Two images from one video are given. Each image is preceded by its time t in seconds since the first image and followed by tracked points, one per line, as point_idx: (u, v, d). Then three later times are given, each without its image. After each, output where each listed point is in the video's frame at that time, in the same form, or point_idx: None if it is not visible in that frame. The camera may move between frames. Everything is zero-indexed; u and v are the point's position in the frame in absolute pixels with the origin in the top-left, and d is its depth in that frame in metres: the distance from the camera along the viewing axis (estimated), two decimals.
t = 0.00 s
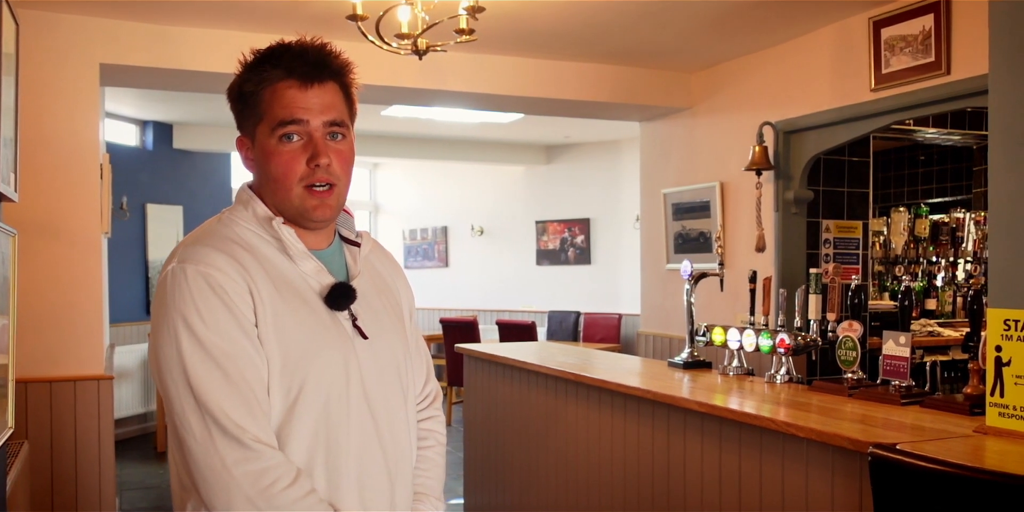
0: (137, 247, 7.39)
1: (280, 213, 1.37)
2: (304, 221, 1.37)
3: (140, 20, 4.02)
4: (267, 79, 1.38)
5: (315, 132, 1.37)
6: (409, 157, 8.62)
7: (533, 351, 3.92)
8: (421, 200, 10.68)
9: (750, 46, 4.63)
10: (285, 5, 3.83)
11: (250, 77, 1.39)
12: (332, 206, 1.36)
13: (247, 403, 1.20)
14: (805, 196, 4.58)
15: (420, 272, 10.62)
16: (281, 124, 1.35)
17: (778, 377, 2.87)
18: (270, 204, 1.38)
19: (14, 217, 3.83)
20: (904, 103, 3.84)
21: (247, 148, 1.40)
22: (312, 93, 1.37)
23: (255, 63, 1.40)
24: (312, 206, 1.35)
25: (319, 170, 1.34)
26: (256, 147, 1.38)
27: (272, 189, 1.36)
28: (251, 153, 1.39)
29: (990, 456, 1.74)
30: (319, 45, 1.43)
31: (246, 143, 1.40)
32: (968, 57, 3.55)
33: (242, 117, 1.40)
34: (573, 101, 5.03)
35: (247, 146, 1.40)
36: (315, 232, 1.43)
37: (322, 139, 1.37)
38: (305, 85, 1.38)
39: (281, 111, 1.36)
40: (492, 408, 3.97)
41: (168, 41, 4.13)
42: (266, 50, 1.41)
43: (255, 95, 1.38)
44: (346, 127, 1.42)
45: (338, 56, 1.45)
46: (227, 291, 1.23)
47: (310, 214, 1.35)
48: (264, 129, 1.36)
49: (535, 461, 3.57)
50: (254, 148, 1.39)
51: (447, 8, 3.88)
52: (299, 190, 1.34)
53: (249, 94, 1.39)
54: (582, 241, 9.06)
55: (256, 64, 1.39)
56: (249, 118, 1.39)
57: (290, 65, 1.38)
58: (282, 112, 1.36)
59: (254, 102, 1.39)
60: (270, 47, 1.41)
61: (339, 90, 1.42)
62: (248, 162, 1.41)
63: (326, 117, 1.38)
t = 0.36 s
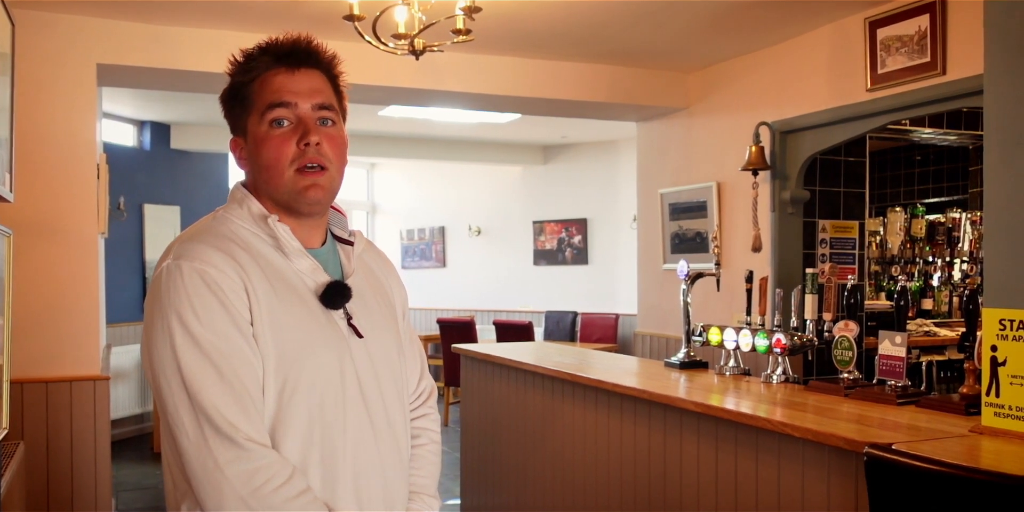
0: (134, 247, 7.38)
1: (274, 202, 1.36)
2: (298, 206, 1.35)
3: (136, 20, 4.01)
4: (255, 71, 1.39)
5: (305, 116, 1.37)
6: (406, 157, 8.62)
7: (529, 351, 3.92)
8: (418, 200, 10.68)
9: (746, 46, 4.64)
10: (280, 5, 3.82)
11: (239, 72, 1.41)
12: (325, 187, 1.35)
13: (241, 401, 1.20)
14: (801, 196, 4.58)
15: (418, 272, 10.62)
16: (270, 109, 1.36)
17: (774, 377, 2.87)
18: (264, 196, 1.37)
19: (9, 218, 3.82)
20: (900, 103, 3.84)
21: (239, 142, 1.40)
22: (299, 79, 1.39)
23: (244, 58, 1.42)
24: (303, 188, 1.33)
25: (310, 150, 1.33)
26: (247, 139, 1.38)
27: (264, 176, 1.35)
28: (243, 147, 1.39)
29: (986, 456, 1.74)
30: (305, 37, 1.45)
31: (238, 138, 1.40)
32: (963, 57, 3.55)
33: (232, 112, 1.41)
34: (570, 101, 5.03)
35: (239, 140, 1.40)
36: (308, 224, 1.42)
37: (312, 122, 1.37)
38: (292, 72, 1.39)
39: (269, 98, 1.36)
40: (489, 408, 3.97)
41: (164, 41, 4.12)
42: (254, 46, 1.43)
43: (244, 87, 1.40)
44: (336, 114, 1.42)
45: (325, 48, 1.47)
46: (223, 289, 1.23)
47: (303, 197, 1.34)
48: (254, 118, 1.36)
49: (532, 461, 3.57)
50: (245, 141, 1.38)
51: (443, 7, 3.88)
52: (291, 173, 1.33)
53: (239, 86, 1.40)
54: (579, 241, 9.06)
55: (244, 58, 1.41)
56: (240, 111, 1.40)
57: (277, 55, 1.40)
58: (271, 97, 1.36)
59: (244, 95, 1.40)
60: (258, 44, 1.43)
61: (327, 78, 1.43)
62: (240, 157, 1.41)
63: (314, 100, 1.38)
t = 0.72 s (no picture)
0: (130, 247, 7.37)
1: (275, 202, 1.36)
2: (301, 206, 1.35)
3: (131, 20, 4.00)
4: (254, 70, 1.38)
5: (307, 116, 1.37)
6: (403, 157, 8.62)
7: (525, 351, 3.92)
8: (415, 200, 10.67)
9: (742, 47, 4.64)
10: (276, 5, 3.81)
11: (236, 71, 1.40)
12: (329, 186, 1.35)
13: (248, 395, 1.19)
14: (797, 196, 4.59)
15: (414, 272, 10.61)
16: (273, 107, 1.35)
17: (770, 377, 2.87)
18: (264, 195, 1.36)
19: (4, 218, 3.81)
20: (896, 103, 3.85)
21: (237, 142, 1.39)
22: (300, 79, 1.39)
23: (241, 58, 1.40)
24: (309, 187, 1.34)
25: (314, 149, 1.34)
26: (246, 139, 1.37)
27: (266, 176, 1.34)
28: (241, 148, 1.38)
29: (981, 457, 1.74)
30: (302, 38, 1.45)
31: (235, 138, 1.39)
32: (959, 58, 3.56)
33: (230, 111, 1.39)
34: (566, 102, 5.03)
35: (237, 140, 1.39)
36: (306, 222, 1.41)
37: (314, 122, 1.37)
38: (293, 72, 1.39)
39: (271, 97, 1.36)
40: (485, 409, 3.97)
41: (159, 41, 4.11)
42: (251, 45, 1.42)
43: (243, 86, 1.38)
44: (334, 114, 1.42)
45: (320, 50, 1.47)
46: (227, 283, 1.22)
47: (308, 197, 1.34)
48: (254, 118, 1.36)
49: (528, 461, 3.57)
50: (244, 141, 1.37)
51: (439, 8, 3.88)
52: (295, 172, 1.33)
53: (237, 86, 1.39)
54: (576, 241, 9.06)
55: (242, 58, 1.40)
56: (238, 112, 1.38)
57: (276, 55, 1.39)
58: (273, 96, 1.36)
59: (242, 95, 1.39)
60: (254, 43, 1.42)
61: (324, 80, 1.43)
62: (237, 158, 1.39)
63: (316, 101, 1.38)
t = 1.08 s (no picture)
0: (126, 246, 7.35)
1: (270, 208, 1.35)
2: (297, 215, 1.35)
3: (127, 19, 3.99)
4: (260, 76, 1.37)
5: (311, 128, 1.36)
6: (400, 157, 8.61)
7: (522, 352, 3.92)
8: (412, 200, 10.67)
9: (739, 47, 4.64)
10: (273, 5, 3.81)
11: (241, 74, 1.38)
12: (326, 199, 1.36)
13: (255, 397, 1.19)
14: (793, 196, 4.59)
15: (411, 272, 10.60)
16: (277, 117, 1.34)
17: (766, 377, 2.87)
18: (260, 200, 1.36)
19: None
20: (892, 104, 3.85)
21: (236, 144, 1.38)
22: (307, 90, 1.37)
23: (248, 60, 1.38)
24: (307, 199, 1.34)
25: (315, 163, 1.34)
26: (245, 143, 1.36)
27: (265, 184, 1.34)
28: (240, 150, 1.37)
29: (977, 456, 1.74)
30: (310, 44, 1.43)
31: (234, 139, 1.38)
32: (955, 58, 3.57)
33: (230, 112, 1.38)
34: (563, 102, 5.03)
35: (236, 143, 1.38)
36: (302, 224, 1.41)
37: (317, 134, 1.36)
38: (300, 81, 1.37)
39: (276, 106, 1.34)
40: (482, 409, 3.97)
41: (155, 40, 4.10)
42: (259, 47, 1.40)
43: (247, 90, 1.37)
44: (336, 124, 1.42)
45: (327, 57, 1.45)
46: (230, 285, 1.22)
47: (305, 208, 1.34)
48: (256, 125, 1.35)
49: (525, 461, 3.56)
50: (243, 145, 1.37)
51: (436, 7, 3.88)
52: (293, 183, 1.33)
53: (241, 89, 1.37)
54: (573, 241, 9.05)
55: (248, 60, 1.38)
56: (239, 114, 1.37)
57: (284, 62, 1.38)
58: (278, 106, 1.35)
59: (244, 99, 1.37)
60: (261, 46, 1.40)
61: (330, 90, 1.42)
62: (234, 159, 1.39)
63: (321, 113, 1.38)
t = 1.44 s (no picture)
0: (123, 246, 7.34)
1: (264, 208, 1.35)
2: (292, 216, 1.35)
3: (125, 19, 3.98)
4: (258, 77, 1.36)
5: (308, 130, 1.36)
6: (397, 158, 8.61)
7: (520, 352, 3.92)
8: (409, 200, 10.67)
9: (736, 47, 4.65)
10: (270, 5, 3.80)
11: (240, 73, 1.37)
12: (321, 201, 1.36)
13: (248, 398, 1.19)
14: (791, 196, 4.60)
15: (408, 272, 10.60)
16: (273, 119, 1.34)
17: (764, 377, 2.88)
18: (255, 200, 1.36)
19: None
20: (889, 104, 3.86)
21: (232, 144, 1.37)
22: (305, 92, 1.37)
23: (247, 59, 1.38)
24: (301, 201, 1.34)
25: (310, 166, 1.34)
26: (241, 143, 1.36)
27: (259, 185, 1.34)
28: (236, 150, 1.37)
29: (974, 455, 1.74)
30: (309, 45, 1.42)
31: (231, 138, 1.37)
32: (952, 58, 3.57)
33: (228, 111, 1.38)
34: (560, 102, 5.03)
35: (232, 142, 1.37)
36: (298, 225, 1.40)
37: (313, 136, 1.36)
38: (298, 83, 1.37)
39: (273, 109, 1.34)
40: (479, 408, 3.97)
41: (152, 40, 4.09)
42: (258, 47, 1.39)
43: (245, 91, 1.36)
44: (334, 127, 1.41)
45: (327, 58, 1.44)
46: (224, 285, 1.22)
47: (298, 211, 1.34)
48: (253, 126, 1.34)
49: (522, 461, 3.56)
50: (239, 144, 1.36)
51: (433, 7, 3.88)
52: (288, 185, 1.33)
53: (239, 89, 1.37)
54: (570, 241, 9.06)
55: (247, 60, 1.37)
56: (236, 114, 1.37)
57: (282, 63, 1.37)
58: (275, 108, 1.34)
59: (242, 99, 1.37)
60: (261, 46, 1.39)
61: (328, 92, 1.42)
62: (231, 158, 1.39)
63: (318, 116, 1.37)
